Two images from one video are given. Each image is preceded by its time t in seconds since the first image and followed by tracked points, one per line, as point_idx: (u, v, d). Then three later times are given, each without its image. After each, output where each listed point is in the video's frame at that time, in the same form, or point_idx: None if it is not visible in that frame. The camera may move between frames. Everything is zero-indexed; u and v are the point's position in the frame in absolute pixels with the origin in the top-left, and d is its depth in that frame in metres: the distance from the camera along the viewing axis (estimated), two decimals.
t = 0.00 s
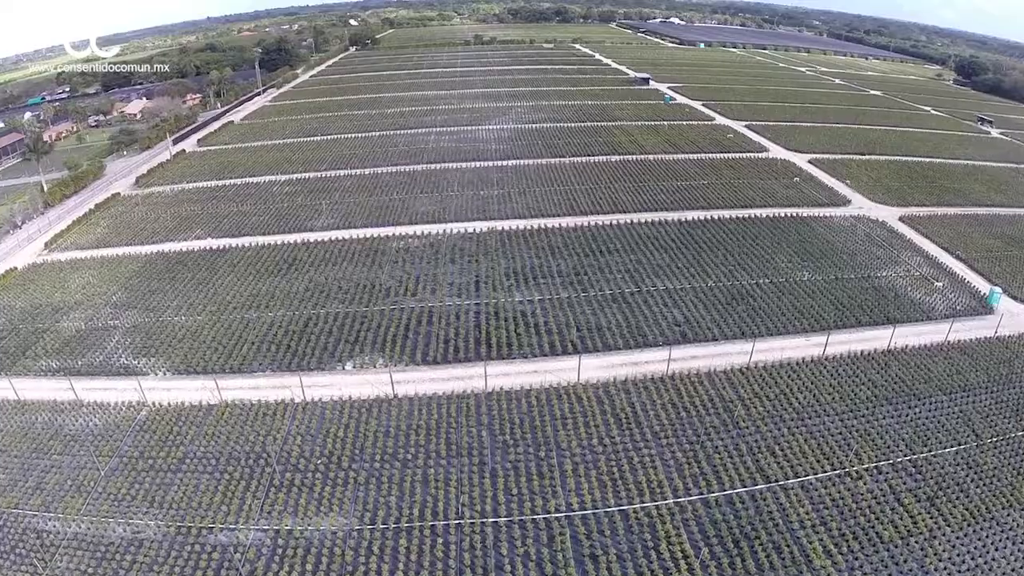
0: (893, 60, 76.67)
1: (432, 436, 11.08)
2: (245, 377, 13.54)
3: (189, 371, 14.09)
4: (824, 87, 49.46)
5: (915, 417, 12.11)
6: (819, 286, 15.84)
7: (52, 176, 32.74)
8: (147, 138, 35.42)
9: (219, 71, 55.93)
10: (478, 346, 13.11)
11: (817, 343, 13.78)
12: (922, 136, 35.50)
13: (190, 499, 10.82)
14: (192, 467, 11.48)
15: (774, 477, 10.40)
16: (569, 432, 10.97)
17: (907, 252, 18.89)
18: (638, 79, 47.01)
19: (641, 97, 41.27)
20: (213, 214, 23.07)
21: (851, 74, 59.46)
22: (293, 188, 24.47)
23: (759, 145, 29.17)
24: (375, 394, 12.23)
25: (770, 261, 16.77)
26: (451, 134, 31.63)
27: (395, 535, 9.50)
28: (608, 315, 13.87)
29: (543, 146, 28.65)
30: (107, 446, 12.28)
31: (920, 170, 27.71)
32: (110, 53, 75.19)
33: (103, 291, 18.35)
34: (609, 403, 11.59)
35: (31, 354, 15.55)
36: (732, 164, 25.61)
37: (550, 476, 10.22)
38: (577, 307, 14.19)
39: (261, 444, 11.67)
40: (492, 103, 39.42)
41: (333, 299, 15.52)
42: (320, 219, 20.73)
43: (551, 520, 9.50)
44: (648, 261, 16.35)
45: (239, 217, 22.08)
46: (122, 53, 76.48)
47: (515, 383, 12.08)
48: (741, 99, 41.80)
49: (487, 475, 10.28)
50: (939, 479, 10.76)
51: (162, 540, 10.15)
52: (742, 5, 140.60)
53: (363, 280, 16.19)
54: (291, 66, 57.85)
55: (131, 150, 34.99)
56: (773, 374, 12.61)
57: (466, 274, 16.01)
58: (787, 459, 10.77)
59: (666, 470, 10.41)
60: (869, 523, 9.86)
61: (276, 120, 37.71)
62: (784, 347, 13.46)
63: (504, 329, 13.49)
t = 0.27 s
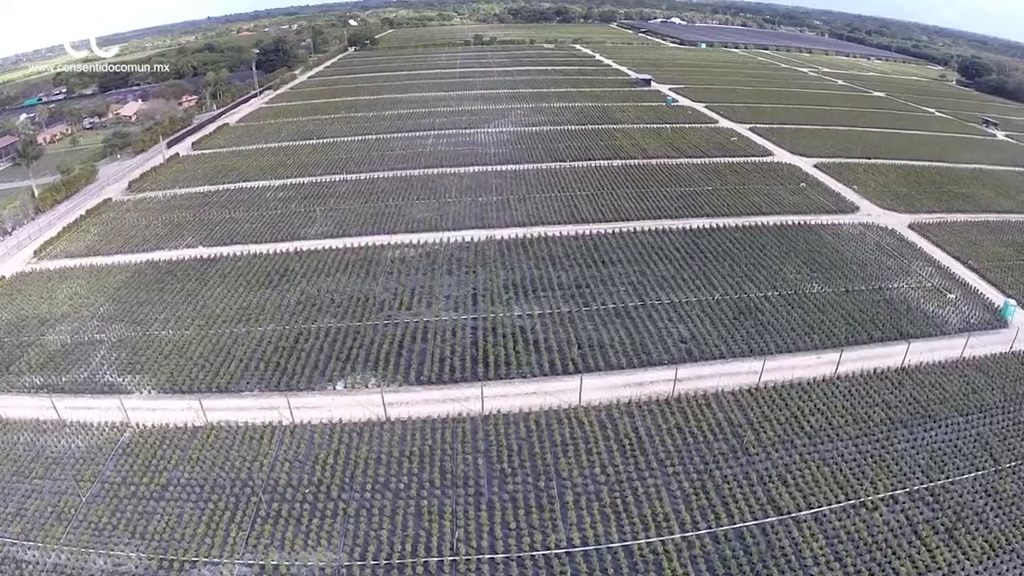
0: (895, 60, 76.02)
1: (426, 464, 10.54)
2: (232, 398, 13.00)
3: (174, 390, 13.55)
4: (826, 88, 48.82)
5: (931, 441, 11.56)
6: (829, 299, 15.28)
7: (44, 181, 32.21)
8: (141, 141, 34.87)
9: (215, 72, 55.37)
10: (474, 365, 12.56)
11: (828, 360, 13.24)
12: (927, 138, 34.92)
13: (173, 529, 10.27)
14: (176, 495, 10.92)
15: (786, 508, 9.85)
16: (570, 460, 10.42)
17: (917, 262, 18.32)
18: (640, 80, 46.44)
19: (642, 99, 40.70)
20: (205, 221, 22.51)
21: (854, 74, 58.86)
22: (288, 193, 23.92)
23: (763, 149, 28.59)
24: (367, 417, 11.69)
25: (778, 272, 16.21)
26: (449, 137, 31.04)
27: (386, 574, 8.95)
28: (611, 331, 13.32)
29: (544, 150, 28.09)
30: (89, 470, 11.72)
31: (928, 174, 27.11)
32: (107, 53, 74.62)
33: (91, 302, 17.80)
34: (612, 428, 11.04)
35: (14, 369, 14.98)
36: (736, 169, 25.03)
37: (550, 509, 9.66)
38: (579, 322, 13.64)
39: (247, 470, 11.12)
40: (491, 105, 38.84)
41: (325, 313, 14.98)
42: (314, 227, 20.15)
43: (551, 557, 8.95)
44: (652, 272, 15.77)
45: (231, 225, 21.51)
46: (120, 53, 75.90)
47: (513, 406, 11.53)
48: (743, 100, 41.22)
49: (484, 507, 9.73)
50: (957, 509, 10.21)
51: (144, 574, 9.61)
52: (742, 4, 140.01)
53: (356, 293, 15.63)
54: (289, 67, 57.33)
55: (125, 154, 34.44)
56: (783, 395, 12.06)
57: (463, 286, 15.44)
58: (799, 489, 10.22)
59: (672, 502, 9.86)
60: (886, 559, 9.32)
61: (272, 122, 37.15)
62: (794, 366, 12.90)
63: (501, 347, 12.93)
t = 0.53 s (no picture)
0: (899, 61, 75.36)
1: (420, 494, 10.01)
2: (218, 419, 12.45)
3: (160, 410, 13.00)
4: (831, 90, 48.18)
5: (948, 467, 10.99)
6: (840, 313, 14.69)
7: (38, 185, 31.71)
8: (136, 144, 34.36)
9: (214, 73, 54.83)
10: (471, 386, 12.01)
11: (841, 380, 12.68)
12: (935, 142, 34.29)
13: (154, 562, 9.73)
14: (158, 524, 10.36)
15: (798, 543, 9.30)
16: (571, 491, 9.87)
17: (929, 273, 17.73)
18: (642, 81, 45.81)
19: (645, 101, 40.13)
20: (197, 227, 21.96)
21: (858, 76, 58.20)
22: (283, 199, 23.40)
23: (769, 153, 27.99)
24: (358, 441, 11.16)
25: (788, 285, 15.65)
26: (448, 141, 30.48)
27: None
28: (615, 349, 12.74)
29: (545, 154, 27.52)
30: (70, 495, 11.17)
31: (937, 179, 26.49)
32: (106, 53, 74.17)
33: (78, 313, 17.27)
34: (616, 455, 10.49)
35: None
36: (742, 174, 24.43)
37: (549, 545, 9.10)
38: (581, 338, 13.09)
39: (233, 499, 10.58)
40: (492, 107, 38.28)
41: (317, 328, 14.41)
42: (308, 235, 19.58)
43: None
44: (657, 285, 15.17)
45: (224, 232, 20.96)
46: (119, 53, 75.38)
47: (512, 431, 10.96)
48: (747, 103, 40.62)
49: (479, 543, 9.17)
50: (978, 542, 9.65)
51: None
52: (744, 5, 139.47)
53: (350, 306, 15.07)
54: (288, 69, 56.78)
55: (120, 157, 33.93)
56: (795, 419, 11.50)
57: (461, 299, 14.87)
58: (813, 522, 9.66)
59: (679, 536, 9.30)
60: None
61: (269, 124, 36.60)
62: (806, 387, 12.32)
63: (500, 365, 12.37)
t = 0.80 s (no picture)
0: (900, 62, 74.88)
1: (412, 528, 9.47)
2: (202, 443, 11.90)
3: (143, 432, 12.44)
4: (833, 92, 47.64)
5: (965, 495, 10.45)
6: (850, 329, 14.14)
7: (27, 190, 31.15)
8: (128, 148, 33.80)
9: (209, 74, 54.23)
10: (466, 409, 11.46)
11: (852, 400, 12.15)
12: (940, 146, 33.75)
13: None
14: (137, 557, 9.81)
15: None
16: (570, 526, 9.33)
17: (940, 283, 17.17)
18: (642, 83, 45.27)
19: (645, 103, 39.60)
20: (187, 236, 21.40)
21: (861, 77, 57.65)
22: (275, 206, 22.84)
23: (772, 157, 27.45)
24: (347, 469, 10.61)
25: (796, 297, 15.11)
26: (445, 145, 29.90)
27: None
28: (616, 368, 12.18)
29: (543, 158, 26.96)
30: (47, 524, 10.60)
31: (944, 184, 25.94)
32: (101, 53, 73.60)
33: (62, 326, 16.69)
34: (619, 486, 9.96)
35: None
36: (745, 180, 23.86)
37: None
38: (582, 357, 12.52)
39: (215, 531, 10.03)
40: (490, 110, 37.71)
41: (307, 344, 13.87)
42: (299, 244, 19.01)
43: None
44: (660, 298, 14.59)
45: (214, 241, 20.39)
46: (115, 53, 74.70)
47: (509, 458, 10.42)
48: (748, 105, 40.07)
49: None
50: None
51: None
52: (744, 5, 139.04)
53: (341, 320, 14.51)
54: (285, 70, 56.26)
55: (111, 161, 33.35)
56: (805, 444, 10.96)
57: (456, 312, 14.29)
58: (825, 557, 9.13)
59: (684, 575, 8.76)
60: None
61: (264, 127, 36.04)
62: (816, 409, 11.78)
63: (495, 387, 11.82)
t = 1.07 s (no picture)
0: (901, 63, 74.44)
1: (404, 565, 8.95)
2: (185, 468, 11.34)
3: (124, 456, 11.87)
4: (834, 94, 47.10)
5: (984, 524, 9.93)
6: (860, 345, 13.62)
7: (16, 195, 30.58)
8: (119, 152, 33.23)
9: (204, 75, 53.63)
10: (459, 433, 10.93)
11: (863, 423, 11.65)
12: (944, 149, 33.21)
13: None
14: None
15: None
16: (569, 563, 8.82)
17: (950, 294, 16.62)
18: (642, 84, 44.77)
19: (645, 105, 39.09)
20: (176, 244, 20.85)
21: (861, 79, 57.19)
22: (267, 212, 22.28)
23: (774, 162, 26.92)
24: (335, 499, 10.07)
25: (803, 310, 14.59)
26: (441, 149, 29.34)
27: None
28: (617, 389, 11.66)
29: (541, 163, 26.44)
30: (22, 556, 10.05)
31: (950, 189, 25.40)
32: (98, 54, 73.18)
33: (44, 340, 16.12)
34: (620, 518, 9.45)
35: None
36: (748, 185, 23.31)
37: None
38: (581, 376, 11.99)
39: (196, 565, 9.49)
40: (487, 112, 37.17)
41: (295, 362, 13.32)
42: (289, 254, 18.44)
43: None
44: (663, 312, 14.04)
45: (203, 250, 19.84)
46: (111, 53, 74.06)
47: (505, 487, 9.88)
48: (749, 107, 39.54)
49: None
50: None
51: None
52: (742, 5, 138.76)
53: (331, 335, 13.97)
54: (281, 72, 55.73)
55: (102, 165, 32.77)
56: (815, 471, 10.45)
57: (451, 327, 13.73)
58: None
59: None
60: None
61: (257, 130, 35.50)
62: (825, 433, 11.26)
63: (490, 410, 11.29)
